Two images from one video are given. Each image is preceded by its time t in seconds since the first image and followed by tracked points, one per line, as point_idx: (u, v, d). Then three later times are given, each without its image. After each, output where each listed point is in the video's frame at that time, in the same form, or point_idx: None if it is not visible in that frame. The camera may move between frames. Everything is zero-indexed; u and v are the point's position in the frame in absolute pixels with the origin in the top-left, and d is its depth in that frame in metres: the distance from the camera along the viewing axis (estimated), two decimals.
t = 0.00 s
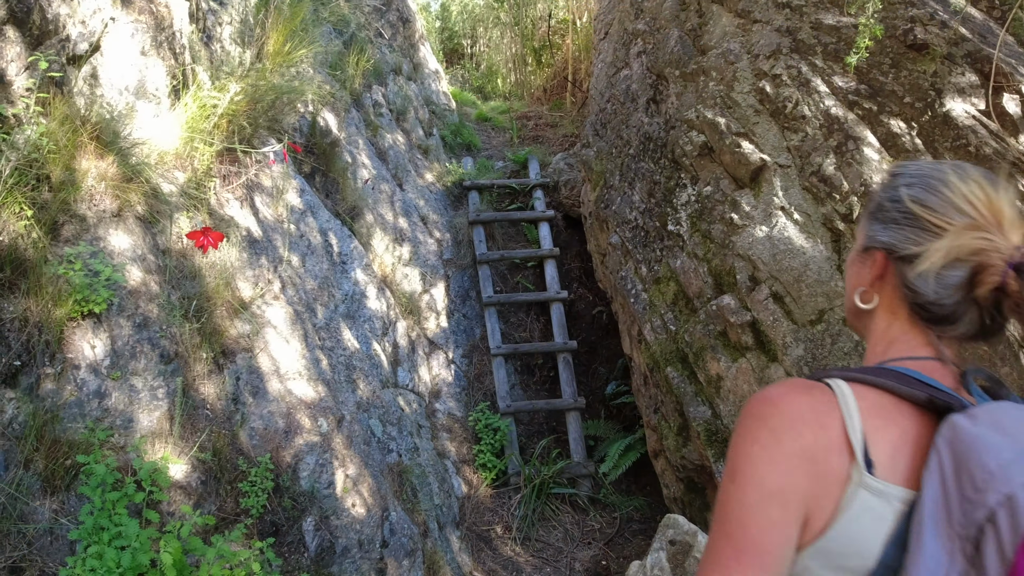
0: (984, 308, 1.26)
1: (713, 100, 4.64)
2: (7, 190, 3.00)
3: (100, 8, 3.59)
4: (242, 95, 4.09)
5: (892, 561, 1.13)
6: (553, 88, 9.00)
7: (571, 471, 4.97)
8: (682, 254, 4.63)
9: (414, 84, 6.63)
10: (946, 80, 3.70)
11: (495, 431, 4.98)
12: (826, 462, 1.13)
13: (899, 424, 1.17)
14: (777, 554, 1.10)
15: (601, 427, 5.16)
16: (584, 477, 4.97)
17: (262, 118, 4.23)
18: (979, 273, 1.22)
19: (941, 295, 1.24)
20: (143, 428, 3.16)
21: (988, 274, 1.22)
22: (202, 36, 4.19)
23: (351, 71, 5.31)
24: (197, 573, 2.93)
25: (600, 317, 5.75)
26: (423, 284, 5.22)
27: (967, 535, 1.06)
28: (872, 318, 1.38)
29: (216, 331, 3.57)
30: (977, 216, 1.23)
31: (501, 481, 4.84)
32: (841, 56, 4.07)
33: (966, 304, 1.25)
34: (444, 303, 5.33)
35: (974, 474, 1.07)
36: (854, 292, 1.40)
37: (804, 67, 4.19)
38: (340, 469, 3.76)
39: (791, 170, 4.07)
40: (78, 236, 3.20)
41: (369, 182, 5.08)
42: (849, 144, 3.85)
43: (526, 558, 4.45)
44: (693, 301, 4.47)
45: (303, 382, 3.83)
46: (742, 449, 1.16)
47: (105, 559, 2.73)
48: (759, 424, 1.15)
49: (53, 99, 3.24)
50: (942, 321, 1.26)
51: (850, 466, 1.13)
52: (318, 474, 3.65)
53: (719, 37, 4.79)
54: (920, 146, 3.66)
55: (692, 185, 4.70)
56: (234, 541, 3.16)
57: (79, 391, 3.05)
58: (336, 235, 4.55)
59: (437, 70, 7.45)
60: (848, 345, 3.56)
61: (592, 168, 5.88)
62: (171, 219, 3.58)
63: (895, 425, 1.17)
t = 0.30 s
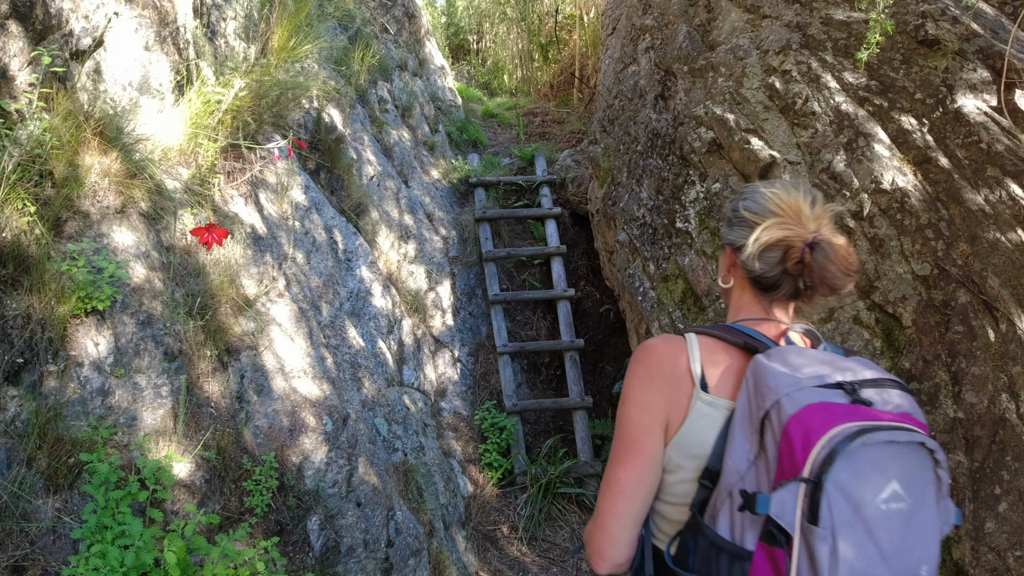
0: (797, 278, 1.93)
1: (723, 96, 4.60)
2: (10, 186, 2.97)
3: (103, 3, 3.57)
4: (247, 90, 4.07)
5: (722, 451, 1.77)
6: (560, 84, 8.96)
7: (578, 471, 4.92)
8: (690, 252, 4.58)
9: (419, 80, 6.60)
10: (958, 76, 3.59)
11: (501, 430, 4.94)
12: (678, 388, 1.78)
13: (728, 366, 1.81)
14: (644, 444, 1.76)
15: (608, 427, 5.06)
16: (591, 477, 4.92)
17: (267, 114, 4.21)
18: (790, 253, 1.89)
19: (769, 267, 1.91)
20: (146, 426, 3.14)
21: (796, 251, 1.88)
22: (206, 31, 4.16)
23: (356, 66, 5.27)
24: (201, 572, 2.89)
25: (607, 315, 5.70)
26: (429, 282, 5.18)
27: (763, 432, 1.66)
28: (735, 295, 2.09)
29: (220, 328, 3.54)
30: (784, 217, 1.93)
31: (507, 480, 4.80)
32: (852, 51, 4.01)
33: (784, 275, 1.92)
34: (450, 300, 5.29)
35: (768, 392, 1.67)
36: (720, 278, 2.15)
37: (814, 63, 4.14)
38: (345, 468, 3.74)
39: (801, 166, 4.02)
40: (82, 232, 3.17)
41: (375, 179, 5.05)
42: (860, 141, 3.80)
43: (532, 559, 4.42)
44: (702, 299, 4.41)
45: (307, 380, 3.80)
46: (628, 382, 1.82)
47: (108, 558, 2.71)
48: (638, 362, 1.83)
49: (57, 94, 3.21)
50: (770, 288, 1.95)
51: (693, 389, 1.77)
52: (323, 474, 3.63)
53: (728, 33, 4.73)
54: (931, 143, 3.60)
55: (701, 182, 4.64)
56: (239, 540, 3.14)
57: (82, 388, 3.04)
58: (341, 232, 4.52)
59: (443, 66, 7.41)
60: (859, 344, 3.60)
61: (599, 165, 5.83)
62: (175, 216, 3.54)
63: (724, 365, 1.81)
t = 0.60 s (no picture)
0: (709, 230, 2.29)
1: (732, 93, 4.54)
2: (11, 184, 2.94)
3: None
4: (250, 88, 4.00)
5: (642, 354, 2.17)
6: (567, 81, 8.90)
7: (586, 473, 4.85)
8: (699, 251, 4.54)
9: (425, 76, 6.54)
10: (970, 73, 3.51)
11: (508, 432, 4.89)
12: (613, 308, 2.21)
13: (649, 293, 2.25)
14: (584, 350, 2.19)
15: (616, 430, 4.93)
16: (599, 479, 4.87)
17: (270, 112, 4.15)
18: (701, 212, 2.27)
19: (686, 224, 2.29)
20: (148, 428, 3.10)
21: (706, 210, 2.26)
22: (209, 28, 4.11)
23: (361, 63, 5.23)
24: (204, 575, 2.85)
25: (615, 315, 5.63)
26: (434, 281, 5.13)
27: (658, 335, 2.13)
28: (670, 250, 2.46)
29: (223, 329, 3.50)
30: (697, 183, 2.31)
31: (514, 482, 4.75)
32: (863, 48, 3.93)
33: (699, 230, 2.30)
34: (456, 300, 5.24)
35: (661, 304, 2.14)
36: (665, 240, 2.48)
37: (825, 59, 4.06)
38: (350, 470, 3.69)
39: (811, 164, 3.99)
40: (83, 231, 3.13)
41: (380, 178, 5.00)
42: (871, 139, 3.73)
43: (539, 562, 4.37)
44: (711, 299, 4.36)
45: (311, 381, 3.75)
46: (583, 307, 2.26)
47: (110, 561, 2.67)
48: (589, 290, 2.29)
49: (58, 92, 3.18)
50: (691, 238, 2.31)
51: (621, 308, 2.21)
52: (327, 476, 3.58)
53: (738, 29, 4.66)
54: (943, 141, 3.52)
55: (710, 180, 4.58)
56: (242, 543, 3.11)
57: (84, 389, 3.00)
58: (346, 232, 4.47)
59: (449, 62, 7.34)
60: (869, 344, 3.53)
61: (607, 163, 5.76)
62: (177, 215, 3.50)
63: (647, 292, 2.25)
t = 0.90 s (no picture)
0: (661, 214, 3.01)
1: (743, 89, 4.45)
2: (10, 185, 2.89)
3: None
4: (253, 85, 3.96)
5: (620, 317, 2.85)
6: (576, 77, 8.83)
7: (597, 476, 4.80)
8: (710, 250, 4.49)
9: (432, 73, 6.47)
10: (986, 69, 3.36)
11: (517, 434, 4.78)
12: (596, 285, 2.92)
13: (624, 273, 2.94)
14: (576, 317, 2.88)
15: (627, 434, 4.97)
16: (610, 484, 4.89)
17: (275, 110, 4.08)
18: (653, 202, 2.99)
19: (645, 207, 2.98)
20: (150, 432, 3.05)
21: (657, 198, 2.98)
22: (212, 25, 4.03)
23: (366, 60, 5.17)
24: None
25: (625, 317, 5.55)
26: (442, 282, 5.06)
27: (630, 302, 2.81)
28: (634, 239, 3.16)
29: (226, 330, 3.44)
30: (646, 180, 3.05)
31: (523, 486, 4.63)
32: (877, 43, 3.79)
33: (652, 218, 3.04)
34: (464, 300, 5.16)
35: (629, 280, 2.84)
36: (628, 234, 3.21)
37: (837, 55, 3.93)
38: (355, 474, 3.62)
39: (824, 162, 3.88)
40: (84, 232, 3.09)
41: (386, 176, 4.93)
42: (885, 135, 3.63)
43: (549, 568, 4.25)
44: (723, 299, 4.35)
45: (316, 384, 3.69)
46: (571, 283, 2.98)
47: (110, 567, 2.62)
48: (578, 269, 2.98)
49: (58, 91, 3.13)
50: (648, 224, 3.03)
51: (603, 285, 2.92)
52: (332, 479, 3.52)
53: (750, 24, 4.56)
54: (958, 137, 3.41)
55: (721, 178, 4.54)
56: (245, 549, 3.06)
57: (84, 392, 2.95)
58: (351, 231, 4.39)
59: (456, 59, 7.27)
60: (885, 344, 3.44)
61: (617, 161, 5.68)
62: (180, 215, 3.44)
63: (623, 273, 2.94)
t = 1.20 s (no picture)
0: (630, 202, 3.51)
1: (759, 83, 4.32)
2: (9, 184, 2.83)
3: None
4: (258, 81, 3.86)
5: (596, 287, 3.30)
6: (588, 72, 8.73)
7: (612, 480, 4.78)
8: (726, 248, 4.34)
9: (441, 68, 6.38)
10: (1008, 60, 3.24)
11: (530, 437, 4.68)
12: (575, 262, 3.37)
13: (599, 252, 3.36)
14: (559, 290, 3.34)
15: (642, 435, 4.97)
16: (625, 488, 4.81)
17: (280, 106, 4.00)
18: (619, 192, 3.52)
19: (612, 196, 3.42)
20: (154, 436, 2.99)
21: (622, 190, 3.52)
22: (215, 21, 3.99)
23: (374, 55, 5.10)
24: None
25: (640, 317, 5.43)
26: (451, 281, 4.96)
27: (604, 276, 3.25)
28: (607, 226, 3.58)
29: (231, 332, 3.36)
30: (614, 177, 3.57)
31: (535, 490, 4.53)
32: (896, 35, 3.66)
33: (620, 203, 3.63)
34: (474, 300, 5.06)
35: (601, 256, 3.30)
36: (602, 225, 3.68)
37: (855, 48, 3.80)
38: (363, 479, 3.54)
39: (842, 157, 3.75)
40: (86, 232, 3.02)
41: (394, 173, 4.84)
42: (905, 130, 3.50)
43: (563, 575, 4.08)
44: (738, 298, 4.20)
45: (323, 386, 3.61)
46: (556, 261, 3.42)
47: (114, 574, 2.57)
48: (562, 249, 3.43)
49: (58, 88, 3.07)
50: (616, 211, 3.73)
51: (581, 263, 3.35)
52: (340, 484, 3.44)
53: (765, 16, 4.44)
54: (979, 131, 3.29)
55: (738, 175, 4.37)
56: (252, 555, 2.99)
57: (87, 396, 2.90)
58: (359, 230, 4.31)
59: (465, 53, 7.20)
60: (905, 344, 3.30)
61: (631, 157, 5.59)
62: (183, 214, 3.36)
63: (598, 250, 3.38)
